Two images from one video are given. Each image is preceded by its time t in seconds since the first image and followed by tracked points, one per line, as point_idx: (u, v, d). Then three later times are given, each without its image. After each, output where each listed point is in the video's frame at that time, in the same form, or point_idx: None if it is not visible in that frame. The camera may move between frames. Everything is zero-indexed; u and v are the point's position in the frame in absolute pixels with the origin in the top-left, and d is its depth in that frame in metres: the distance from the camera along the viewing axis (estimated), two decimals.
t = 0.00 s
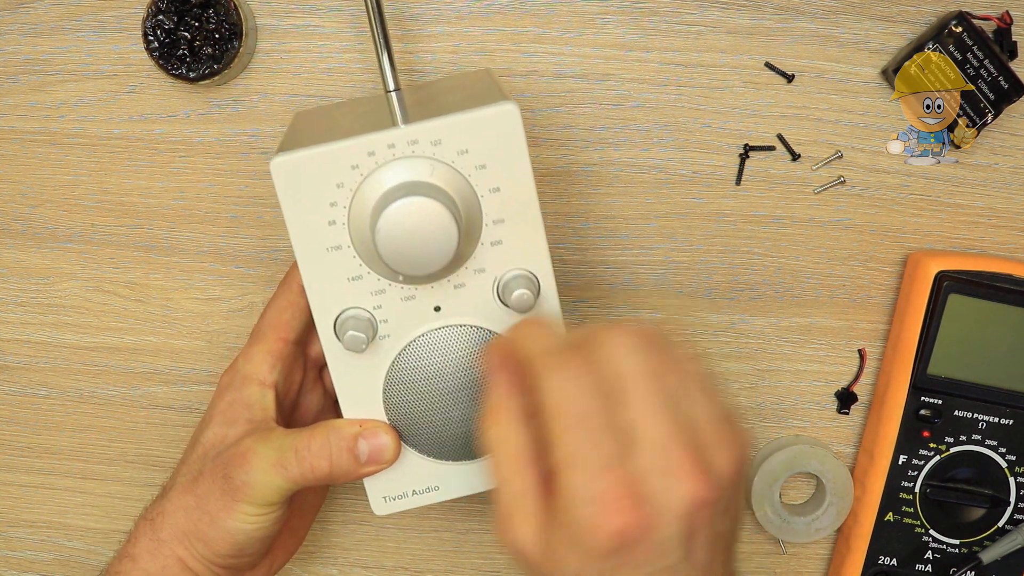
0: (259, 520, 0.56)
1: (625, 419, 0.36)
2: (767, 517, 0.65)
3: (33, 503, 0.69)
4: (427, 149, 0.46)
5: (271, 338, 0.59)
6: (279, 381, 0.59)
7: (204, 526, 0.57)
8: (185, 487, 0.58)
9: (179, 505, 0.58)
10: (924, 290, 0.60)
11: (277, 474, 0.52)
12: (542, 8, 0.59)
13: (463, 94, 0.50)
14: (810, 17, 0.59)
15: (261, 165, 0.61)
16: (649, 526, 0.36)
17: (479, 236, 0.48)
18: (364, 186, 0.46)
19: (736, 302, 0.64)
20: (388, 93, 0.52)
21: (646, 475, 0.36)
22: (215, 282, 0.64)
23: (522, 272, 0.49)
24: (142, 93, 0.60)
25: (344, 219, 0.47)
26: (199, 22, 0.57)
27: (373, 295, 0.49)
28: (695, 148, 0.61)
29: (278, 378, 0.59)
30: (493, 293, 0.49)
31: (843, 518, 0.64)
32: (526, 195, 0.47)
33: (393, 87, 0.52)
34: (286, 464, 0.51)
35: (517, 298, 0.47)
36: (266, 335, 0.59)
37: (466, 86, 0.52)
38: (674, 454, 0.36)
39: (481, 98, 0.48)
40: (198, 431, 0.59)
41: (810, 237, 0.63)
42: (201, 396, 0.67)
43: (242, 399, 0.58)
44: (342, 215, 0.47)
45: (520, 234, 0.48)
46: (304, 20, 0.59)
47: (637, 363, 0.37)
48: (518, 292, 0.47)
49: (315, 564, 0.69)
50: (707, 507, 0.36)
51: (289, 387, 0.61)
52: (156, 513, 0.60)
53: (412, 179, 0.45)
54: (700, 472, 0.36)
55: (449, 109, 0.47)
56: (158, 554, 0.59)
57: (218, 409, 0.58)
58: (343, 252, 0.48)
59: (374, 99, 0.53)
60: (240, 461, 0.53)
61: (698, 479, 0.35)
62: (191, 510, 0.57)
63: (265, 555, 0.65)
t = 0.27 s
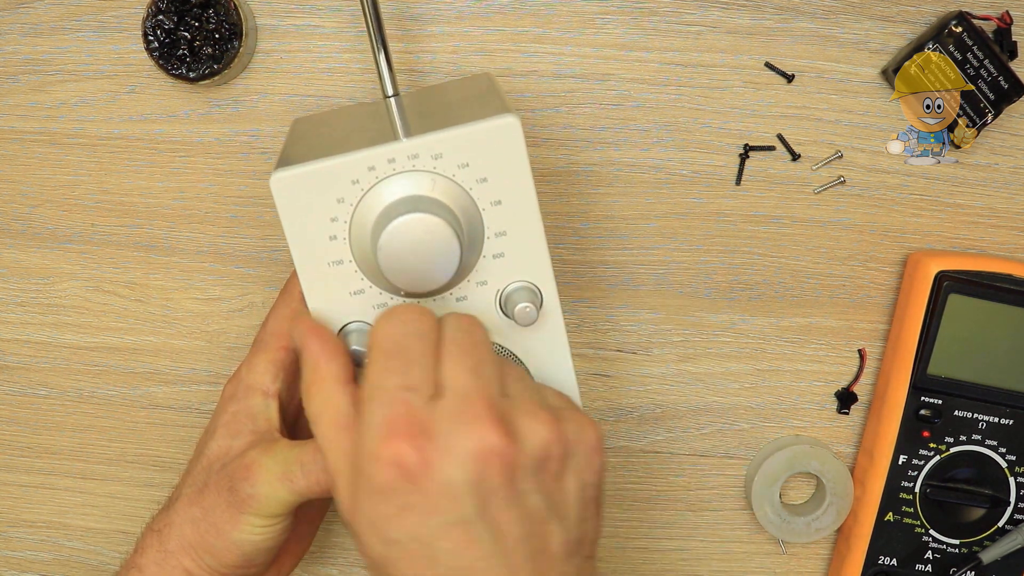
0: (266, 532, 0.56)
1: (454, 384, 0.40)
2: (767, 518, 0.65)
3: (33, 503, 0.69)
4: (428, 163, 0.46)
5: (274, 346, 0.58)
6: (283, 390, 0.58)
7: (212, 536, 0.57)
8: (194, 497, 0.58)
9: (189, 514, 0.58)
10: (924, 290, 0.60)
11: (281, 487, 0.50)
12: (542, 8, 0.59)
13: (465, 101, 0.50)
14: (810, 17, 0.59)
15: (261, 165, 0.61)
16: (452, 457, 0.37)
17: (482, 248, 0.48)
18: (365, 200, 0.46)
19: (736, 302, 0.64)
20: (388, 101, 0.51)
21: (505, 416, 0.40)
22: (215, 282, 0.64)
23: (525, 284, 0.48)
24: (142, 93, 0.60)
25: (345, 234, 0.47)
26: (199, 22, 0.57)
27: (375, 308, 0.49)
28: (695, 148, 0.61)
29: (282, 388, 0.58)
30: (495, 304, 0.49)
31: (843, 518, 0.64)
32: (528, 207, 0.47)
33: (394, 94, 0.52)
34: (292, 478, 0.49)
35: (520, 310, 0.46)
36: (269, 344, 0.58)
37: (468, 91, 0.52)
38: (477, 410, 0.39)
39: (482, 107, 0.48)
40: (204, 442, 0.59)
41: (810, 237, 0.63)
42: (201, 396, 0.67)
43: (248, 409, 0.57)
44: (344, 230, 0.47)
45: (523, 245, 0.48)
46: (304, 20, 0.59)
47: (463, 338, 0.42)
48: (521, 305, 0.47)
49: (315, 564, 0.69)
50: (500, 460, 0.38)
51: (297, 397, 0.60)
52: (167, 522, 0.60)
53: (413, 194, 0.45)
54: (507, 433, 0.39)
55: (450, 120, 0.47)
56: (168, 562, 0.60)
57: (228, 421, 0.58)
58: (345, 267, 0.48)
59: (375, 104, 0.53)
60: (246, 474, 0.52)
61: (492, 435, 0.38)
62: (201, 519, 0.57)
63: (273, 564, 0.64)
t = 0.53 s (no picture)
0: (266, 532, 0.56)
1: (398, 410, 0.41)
2: (767, 517, 0.65)
3: (33, 503, 0.69)
4: (428, 162, 0.46)
5: (273, 346, 0.58)
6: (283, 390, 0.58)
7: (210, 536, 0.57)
8: (194, 497, 0.58)
9: (189, 513, 0.58)
10: (924, 290, 0.60)
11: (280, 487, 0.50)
12: (542, 8, 0.59)
13: (465, 100, 0.50)
14: (810, 17, 0.59)
15: (261, 165, 0.61)
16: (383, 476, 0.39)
17: (482, 247, 0.48)
18: (364, 200, 0.46)
19: (736, 302, 0.64)
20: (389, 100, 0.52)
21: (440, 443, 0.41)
22: (215, 282, 0.64)
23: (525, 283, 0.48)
24: (142, 93, 0.60)
25: (345, 233, 0.47)
26: (199, 22, 0.57)
27: (375, 307, 0.49)
28: (695, 148, 0.61)
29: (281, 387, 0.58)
30: (495, 304, 0.49)
31: (843, 518, 0.64)
32: (528, 205, 0.47)
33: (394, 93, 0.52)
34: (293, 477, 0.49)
35: (520, 309, 0.46)
36: (268, 344, 0.58)
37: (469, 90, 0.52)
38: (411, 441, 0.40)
39: (483, 108, 0.48)
40: (203, 442, 0.59)
41: (810, 237, 0.63)
42: (201, 396, 0.67)
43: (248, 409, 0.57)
44: (344, 229, 0.47)
45: (522, 245, 0.48)
46: (304, 20, 0.59)
47: (422, 356, 0.43)
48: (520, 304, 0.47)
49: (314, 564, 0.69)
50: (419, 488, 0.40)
51: (296, 397, 0.60)
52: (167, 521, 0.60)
53: (413, 193, 0.45)
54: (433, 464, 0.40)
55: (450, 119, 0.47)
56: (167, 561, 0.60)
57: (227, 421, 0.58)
58: (345, 266, 0.48)
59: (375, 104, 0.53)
60: (246, 473, 0.52)
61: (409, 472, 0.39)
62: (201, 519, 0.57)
63: (272, 564, 0.63)
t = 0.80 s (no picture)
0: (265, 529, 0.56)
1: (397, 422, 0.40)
2: (767, 517, 0.65)
3: (33, 503, 0.69)
4: (427, 154, 0.46)
5: (273, 343, 0.59)
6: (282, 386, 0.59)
7: (209, 532, 0.57)
8: (192, 494, 0.58)
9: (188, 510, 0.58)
10: (923, 290, 0.60)
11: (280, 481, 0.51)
12: (542, 8, 0.59)
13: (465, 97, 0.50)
14: (810, 17, 0.59)
15: (261, 165, 0.61)
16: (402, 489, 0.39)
17: (480, 240, 0.48)
18: (364, 192, 0.46)
19: (736, 302, 0.64)
20: (389, 97, 0.52)
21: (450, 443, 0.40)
22: (215, 282, 0.64)
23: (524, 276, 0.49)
24: (142, 93, 0.60)
25: (344, 225, 0.47)
26: (199, 22, 0.57)
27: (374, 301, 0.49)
28: (695, 148, 0.61)
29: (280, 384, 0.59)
30: (494, 297, 0.49)
31: (843, 518, 0.64)
32: (527, 198, 0.47)
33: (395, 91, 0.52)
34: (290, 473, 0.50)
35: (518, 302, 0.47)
36: (267, 341, 0.59)
37: (469, 88, 0.52)
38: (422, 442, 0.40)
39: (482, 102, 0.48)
40: (202, 439, 0.59)
41: (810, 237, 0.63)
42: (201, 396, 0.67)
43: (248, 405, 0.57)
44: (343, 221, 0.47)
45: (522, 238, 0.48)
46: (304, 20, 0.59)
47: (423, 356, 0.43)
48: (519, 296, 0.47)
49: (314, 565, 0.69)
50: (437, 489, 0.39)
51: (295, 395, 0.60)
52: (166, 517, 0.60)
53: (412, 185, 0.45)
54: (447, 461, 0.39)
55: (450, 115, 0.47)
56: (164, 558, 0.59)
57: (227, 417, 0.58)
58: (344, 258, 0.48)
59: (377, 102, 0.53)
60: (245, 469, 0.52)
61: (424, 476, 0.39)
62: (200, 515, 0.57)
63: (270, 561, 0.63)
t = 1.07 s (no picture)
0: (264, 526, 0.56)
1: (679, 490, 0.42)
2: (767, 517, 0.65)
3: (33, 503, 0.69)
4: (433, 159, 0.46)
5: (274, 342, 0.59)
6: (283, 386, 0.59)
7: (207, 529, 0.57)
8: (190, 492, 0.58)
9: (185, 507, 0.58)
10: (923, 290, 0.60)
11: (283, 480, 0.51)
12: (542, 8, 0.59)
13: (470, 99, 0.50)
14: (810, 17, 0.59)
15: (261, 165, 0.61)
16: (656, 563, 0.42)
17: (485, 244, 0.48)
18: (369, 195, 0.46)
19: (736, 302, 0.64)
20: (394, 97, 0.52)
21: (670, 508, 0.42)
22: (215, 282, 0.64)
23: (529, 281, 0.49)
24: (142, 93, 0.60)
25: (349, 228, 0.47)
26: (199, 22, 0.57)
27: (377, 304, 0.49)
28: (695, 148, 0.61)
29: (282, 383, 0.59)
30: (497, 301, 0.49)
31: (843, 518, 0.64)
32: (532, 203, 0.47)
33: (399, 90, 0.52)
34: (292, 472, 0.51)
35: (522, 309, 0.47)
36: (268, 340, 0.59)
37: (474, 89, 0.52)
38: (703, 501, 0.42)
39: (486, 106, 0.48)
40: (202, 436, 0.59)
41: (810, 237, 0.63)
42: (201, 396, 0.67)
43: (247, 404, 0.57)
44: (348, 224, 0.47)
45: (526, 243, 0.48)
46: (304, 20, 0.59)
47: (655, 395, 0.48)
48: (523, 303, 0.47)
49: (314, 565, 0.69)
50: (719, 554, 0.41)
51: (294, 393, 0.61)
52: (162, 514, 0.60)
53: (418, 190, 0.45)
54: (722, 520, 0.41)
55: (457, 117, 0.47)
56: (162, 556, 0.59)
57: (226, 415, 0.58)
58: (347, 262, 0.47)
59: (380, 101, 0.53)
60: (246, 468, 0.53)
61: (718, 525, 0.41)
62: (198, 513, 0.57)
63: (268, 560, 0.64)
